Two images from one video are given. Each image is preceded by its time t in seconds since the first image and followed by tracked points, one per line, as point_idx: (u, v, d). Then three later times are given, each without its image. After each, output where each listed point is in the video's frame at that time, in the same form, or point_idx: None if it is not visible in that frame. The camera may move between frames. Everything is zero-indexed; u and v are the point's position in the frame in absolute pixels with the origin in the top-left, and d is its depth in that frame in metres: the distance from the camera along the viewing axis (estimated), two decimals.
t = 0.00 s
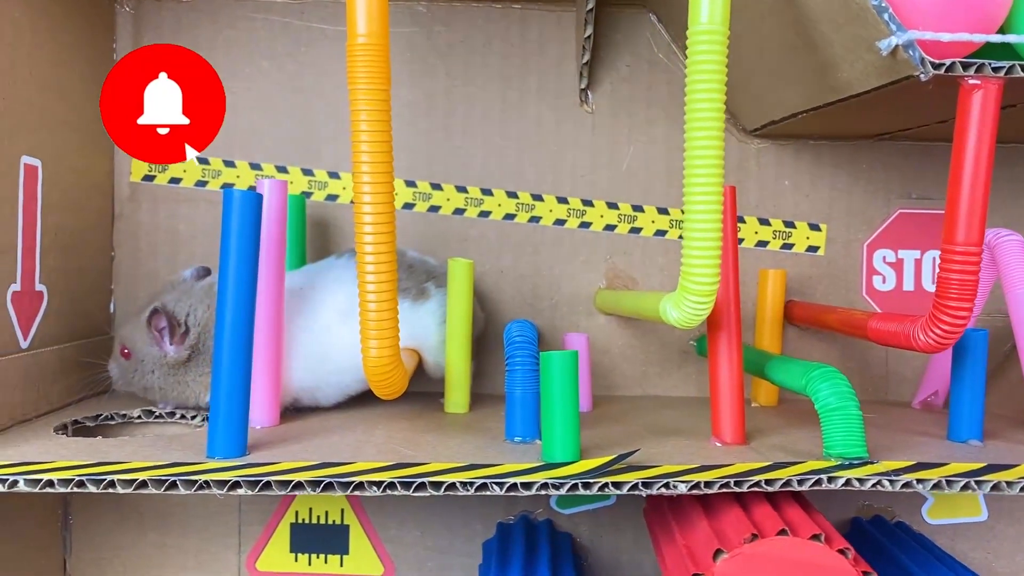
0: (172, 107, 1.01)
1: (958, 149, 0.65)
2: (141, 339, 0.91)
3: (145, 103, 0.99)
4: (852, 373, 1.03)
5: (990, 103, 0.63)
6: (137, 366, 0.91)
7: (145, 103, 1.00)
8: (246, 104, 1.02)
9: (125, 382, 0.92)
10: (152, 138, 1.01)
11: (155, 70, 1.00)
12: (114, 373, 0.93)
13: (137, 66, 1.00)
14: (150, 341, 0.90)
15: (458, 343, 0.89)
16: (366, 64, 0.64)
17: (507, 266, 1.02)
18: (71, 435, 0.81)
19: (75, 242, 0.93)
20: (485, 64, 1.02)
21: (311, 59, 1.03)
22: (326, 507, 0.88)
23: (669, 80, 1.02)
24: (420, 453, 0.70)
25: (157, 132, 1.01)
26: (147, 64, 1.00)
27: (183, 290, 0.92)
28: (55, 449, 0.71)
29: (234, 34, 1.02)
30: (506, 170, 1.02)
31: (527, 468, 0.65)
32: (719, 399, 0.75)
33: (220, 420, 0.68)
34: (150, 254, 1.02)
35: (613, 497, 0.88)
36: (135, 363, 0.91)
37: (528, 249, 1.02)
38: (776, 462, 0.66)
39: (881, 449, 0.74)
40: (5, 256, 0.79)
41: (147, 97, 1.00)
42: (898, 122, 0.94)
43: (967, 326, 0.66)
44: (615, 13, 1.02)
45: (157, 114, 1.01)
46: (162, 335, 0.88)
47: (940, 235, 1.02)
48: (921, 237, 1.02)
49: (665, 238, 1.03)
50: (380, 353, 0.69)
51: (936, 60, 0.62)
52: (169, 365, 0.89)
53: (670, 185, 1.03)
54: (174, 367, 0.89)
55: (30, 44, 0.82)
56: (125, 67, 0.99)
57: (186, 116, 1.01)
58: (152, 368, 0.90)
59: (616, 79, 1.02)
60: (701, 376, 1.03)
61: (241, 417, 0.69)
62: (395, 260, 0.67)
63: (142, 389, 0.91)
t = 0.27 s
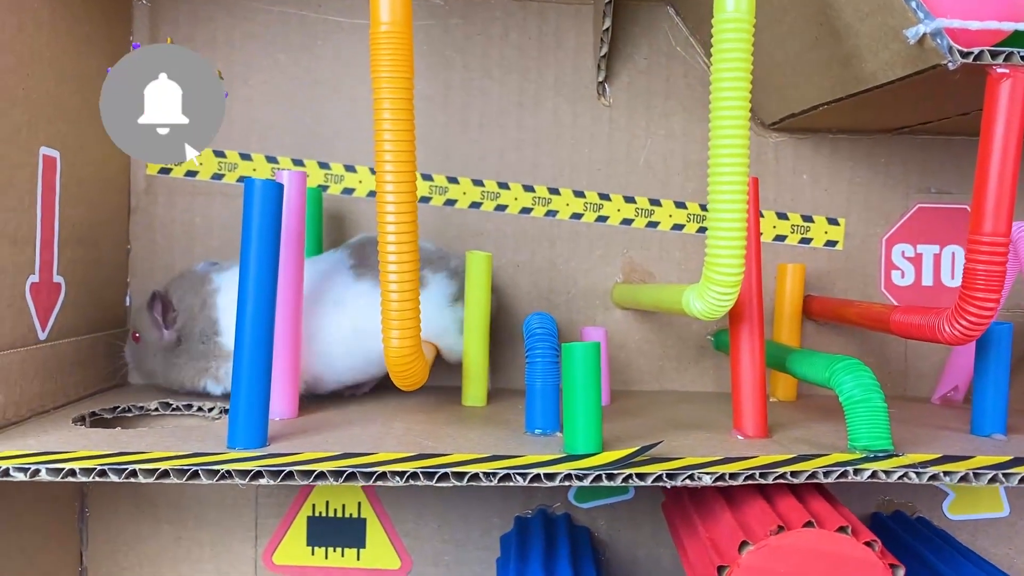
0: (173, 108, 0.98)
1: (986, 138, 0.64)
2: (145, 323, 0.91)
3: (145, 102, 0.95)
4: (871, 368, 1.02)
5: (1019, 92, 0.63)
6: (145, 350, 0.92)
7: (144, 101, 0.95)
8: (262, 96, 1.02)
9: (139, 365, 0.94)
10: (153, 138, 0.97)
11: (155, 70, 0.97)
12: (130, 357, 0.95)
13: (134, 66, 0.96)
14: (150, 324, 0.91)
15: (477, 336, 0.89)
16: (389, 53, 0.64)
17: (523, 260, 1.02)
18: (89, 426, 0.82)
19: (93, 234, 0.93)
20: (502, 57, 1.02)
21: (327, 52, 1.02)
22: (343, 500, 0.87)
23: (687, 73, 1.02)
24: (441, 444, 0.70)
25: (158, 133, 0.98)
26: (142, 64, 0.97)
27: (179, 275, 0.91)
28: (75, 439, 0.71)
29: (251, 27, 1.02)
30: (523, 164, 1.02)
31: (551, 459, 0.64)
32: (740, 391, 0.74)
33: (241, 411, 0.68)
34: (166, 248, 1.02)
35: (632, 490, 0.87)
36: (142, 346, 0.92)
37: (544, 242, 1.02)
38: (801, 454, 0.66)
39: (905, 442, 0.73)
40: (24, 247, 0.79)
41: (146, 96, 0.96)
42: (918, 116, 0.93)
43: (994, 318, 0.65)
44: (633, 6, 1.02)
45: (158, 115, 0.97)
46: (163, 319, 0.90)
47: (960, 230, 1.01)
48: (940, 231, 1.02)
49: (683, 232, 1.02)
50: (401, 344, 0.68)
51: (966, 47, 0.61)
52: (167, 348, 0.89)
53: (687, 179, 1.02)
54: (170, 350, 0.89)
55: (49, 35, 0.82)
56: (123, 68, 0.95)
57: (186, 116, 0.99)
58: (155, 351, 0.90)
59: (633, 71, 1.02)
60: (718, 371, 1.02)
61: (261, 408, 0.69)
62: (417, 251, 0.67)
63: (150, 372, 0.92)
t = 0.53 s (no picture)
0: (171, 107, 0.92)
1: (1000, 141, 0.64)
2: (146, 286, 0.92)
3: (144, 102, 0.90)
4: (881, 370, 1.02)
5: None
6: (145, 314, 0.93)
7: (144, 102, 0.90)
8: (273, 98, 1.02)
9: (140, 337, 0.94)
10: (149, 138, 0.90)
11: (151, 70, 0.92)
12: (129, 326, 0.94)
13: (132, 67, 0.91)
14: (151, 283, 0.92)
15: (488, 337, 0.89)
16: (404, 55, 0.64)
17: (533, 261, 1.02)
18: (102, 427, 0.82)
19: (105, 235, 0.93)
20: (513, 59, 1.02)
21: (338, 53, 1.03)
22: (354, 501, 0.87)
23: (697, 74, 1.02)
24: (454, 446, 0.70)
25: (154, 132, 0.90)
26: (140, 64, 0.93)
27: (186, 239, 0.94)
28: (89, 439, 0.72)
29: (262, 28, 1.02)
30: (533, 165, 1.02)
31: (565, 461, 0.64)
32: (752, 394, 0.74)
33: (254, 412, 0.68)
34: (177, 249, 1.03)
35: (642, 493, 0.87)
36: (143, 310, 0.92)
37: (554, 243, 1.02)
38: (814, 456, 0.65)
39: (917, 445, 0.73)
40: (38, 249, 0.79)
41: (146, 96, 0.90)
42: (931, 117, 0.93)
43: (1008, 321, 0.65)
44: (644, 7, 1.02)
45: (157, 115, 0.91)
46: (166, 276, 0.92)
47: (971, 232, 1.01)
48: (951, 233, 1.02)
49: (693, 234, 1.02)
50: (415, 345, 0.68)
51: (982, 51, 0.61)
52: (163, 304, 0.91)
53: (697, 181, 1.02)
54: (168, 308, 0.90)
55: (63, 37, 0.83)
56: (120, 67, 0.91)
57: (186, 116, 0.93)
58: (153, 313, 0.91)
59: (644, 73, 1.02)
60: (728, 372, 1.02)
61: (274, 411, 0.69)
62: (430, 254, 0.67)
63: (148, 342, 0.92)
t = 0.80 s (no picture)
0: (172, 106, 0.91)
1: (1005, 144, 0.64)
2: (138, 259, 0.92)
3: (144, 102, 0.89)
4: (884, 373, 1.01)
5: None
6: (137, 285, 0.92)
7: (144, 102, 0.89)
8: (274, 98, 1.02)
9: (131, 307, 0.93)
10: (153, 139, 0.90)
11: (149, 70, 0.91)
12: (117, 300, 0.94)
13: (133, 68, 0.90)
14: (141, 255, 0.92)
15: (489, 339, 0.89)
16: (403, 57, 0.63)
17: (535, 263, 1.01)
18: (102, 429, 0.82)
19: (105, 236, 0.93)
20: (515, 59, 1.01)
21: (340, 53, 1.02)
22: (354, 503, 0.87)
23: (700, 75, 1.01)
24: (454, 449, 0.70)
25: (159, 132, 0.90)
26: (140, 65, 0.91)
27: (176, 218, 0.94)
28: (87, 442, 0.71)
29: (263, 28, 1.02)
30: (535, 166, 1.01)
31: (565, 465, 0.64)
32: (754, 397, 0.74)
33: (253, 418, 0.67)
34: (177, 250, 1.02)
35: (643, 496, 0.86)
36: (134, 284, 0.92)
37: (556, 245, 1.01)
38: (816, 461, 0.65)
39: (920, 449, 0.73)
40: (37, 250, 0.79)
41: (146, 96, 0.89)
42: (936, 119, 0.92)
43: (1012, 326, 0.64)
44: (647, 7, 1.01)
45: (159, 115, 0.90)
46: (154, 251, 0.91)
47: (975, 234, 1.01)
48: (955, 235, 1.01)
49: (695, 235, 1.02)
50: (415, 349, 0.68)
51: (987, 54, 0.60)
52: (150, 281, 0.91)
53: (700, 182, 1.02)
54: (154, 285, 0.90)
55: (63, 37, 0.82)
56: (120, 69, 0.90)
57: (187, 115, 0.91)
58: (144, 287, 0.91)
59: (646, 73, 1.01)
60: (730, 375, 1.02)
61: (274, 414, 0.69)
62: (430, 258, 0.66)
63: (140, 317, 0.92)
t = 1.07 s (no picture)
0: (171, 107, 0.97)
1: (1007, 155, 0.64)
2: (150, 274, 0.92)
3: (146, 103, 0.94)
4: (887, 379, 1.02)
5: None
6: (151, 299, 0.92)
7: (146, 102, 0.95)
8: (279, 105, 1.02)
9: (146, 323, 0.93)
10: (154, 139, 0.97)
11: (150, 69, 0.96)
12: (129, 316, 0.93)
13: (134, 68, 0.94)
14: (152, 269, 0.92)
15: (492, 346, 0.89)
16: (409, 67, 0.64)
17: (538, 269, 1.02)
18: (107, 434, 0.82)
19: (111, 241, 0.93)
20: (519, 66, 1.02)
21: (344, 60, 1.03)
22: (357, 508, 0.88)
23: (704, 81, 1.02)
24: (458, 457, 0.70)
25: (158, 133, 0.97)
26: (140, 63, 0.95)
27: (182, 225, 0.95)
28: (94, 448, 0.72)
29: (268, 35, 1.02)
30: (539, 172, 1.02)
31: (569, 474, 0.64)
32: (757, 406, 0.74)
33: (258, 425, 0.68)
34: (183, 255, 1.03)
35: (646, 502, 0.86)
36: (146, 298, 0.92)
37: (559, 251, 1.02)
38: (818, 470, 0.65)
39: (923, 457, 0.73)
40: (44, 256, 0.80)
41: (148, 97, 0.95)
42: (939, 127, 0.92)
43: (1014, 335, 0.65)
44: (650, 14, 1.02)
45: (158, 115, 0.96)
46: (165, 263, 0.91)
47: (977, 240, 1.01)
48: (957, 242, 1.01)
49: (698, 241, 1.02)
50: (419, 357, 0.69)
51: (988, 65, 0.61)
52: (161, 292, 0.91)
53: (703, 188, 1.02)
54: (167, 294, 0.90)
55: (70, 44, 0.83)
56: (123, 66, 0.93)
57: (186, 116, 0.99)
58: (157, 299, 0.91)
59: (650, 80, 1.02)
60: (733, 380, 1.02)
61: (279, 421, 0.69)
62: (435, 266, 0.67)
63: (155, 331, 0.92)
